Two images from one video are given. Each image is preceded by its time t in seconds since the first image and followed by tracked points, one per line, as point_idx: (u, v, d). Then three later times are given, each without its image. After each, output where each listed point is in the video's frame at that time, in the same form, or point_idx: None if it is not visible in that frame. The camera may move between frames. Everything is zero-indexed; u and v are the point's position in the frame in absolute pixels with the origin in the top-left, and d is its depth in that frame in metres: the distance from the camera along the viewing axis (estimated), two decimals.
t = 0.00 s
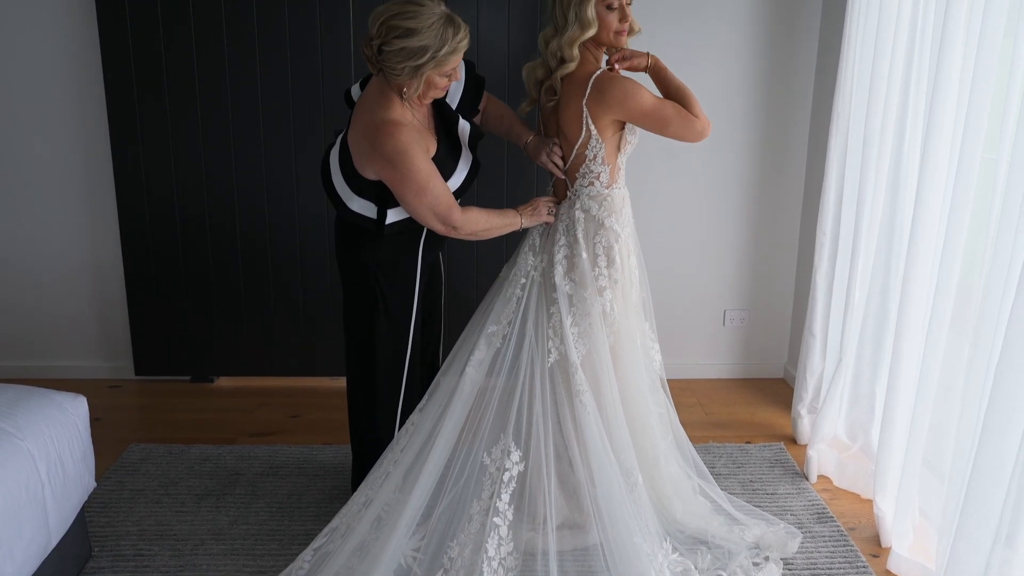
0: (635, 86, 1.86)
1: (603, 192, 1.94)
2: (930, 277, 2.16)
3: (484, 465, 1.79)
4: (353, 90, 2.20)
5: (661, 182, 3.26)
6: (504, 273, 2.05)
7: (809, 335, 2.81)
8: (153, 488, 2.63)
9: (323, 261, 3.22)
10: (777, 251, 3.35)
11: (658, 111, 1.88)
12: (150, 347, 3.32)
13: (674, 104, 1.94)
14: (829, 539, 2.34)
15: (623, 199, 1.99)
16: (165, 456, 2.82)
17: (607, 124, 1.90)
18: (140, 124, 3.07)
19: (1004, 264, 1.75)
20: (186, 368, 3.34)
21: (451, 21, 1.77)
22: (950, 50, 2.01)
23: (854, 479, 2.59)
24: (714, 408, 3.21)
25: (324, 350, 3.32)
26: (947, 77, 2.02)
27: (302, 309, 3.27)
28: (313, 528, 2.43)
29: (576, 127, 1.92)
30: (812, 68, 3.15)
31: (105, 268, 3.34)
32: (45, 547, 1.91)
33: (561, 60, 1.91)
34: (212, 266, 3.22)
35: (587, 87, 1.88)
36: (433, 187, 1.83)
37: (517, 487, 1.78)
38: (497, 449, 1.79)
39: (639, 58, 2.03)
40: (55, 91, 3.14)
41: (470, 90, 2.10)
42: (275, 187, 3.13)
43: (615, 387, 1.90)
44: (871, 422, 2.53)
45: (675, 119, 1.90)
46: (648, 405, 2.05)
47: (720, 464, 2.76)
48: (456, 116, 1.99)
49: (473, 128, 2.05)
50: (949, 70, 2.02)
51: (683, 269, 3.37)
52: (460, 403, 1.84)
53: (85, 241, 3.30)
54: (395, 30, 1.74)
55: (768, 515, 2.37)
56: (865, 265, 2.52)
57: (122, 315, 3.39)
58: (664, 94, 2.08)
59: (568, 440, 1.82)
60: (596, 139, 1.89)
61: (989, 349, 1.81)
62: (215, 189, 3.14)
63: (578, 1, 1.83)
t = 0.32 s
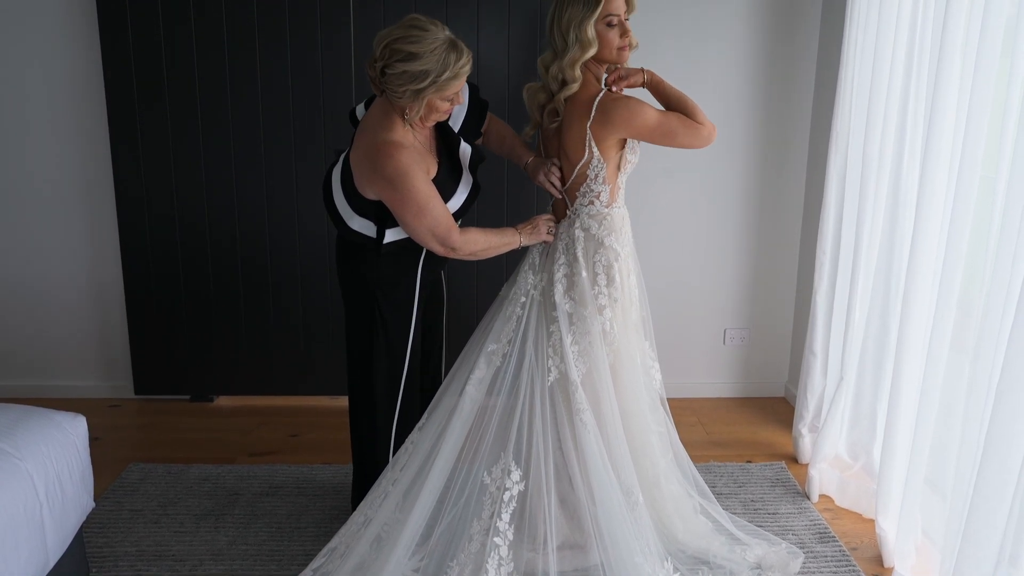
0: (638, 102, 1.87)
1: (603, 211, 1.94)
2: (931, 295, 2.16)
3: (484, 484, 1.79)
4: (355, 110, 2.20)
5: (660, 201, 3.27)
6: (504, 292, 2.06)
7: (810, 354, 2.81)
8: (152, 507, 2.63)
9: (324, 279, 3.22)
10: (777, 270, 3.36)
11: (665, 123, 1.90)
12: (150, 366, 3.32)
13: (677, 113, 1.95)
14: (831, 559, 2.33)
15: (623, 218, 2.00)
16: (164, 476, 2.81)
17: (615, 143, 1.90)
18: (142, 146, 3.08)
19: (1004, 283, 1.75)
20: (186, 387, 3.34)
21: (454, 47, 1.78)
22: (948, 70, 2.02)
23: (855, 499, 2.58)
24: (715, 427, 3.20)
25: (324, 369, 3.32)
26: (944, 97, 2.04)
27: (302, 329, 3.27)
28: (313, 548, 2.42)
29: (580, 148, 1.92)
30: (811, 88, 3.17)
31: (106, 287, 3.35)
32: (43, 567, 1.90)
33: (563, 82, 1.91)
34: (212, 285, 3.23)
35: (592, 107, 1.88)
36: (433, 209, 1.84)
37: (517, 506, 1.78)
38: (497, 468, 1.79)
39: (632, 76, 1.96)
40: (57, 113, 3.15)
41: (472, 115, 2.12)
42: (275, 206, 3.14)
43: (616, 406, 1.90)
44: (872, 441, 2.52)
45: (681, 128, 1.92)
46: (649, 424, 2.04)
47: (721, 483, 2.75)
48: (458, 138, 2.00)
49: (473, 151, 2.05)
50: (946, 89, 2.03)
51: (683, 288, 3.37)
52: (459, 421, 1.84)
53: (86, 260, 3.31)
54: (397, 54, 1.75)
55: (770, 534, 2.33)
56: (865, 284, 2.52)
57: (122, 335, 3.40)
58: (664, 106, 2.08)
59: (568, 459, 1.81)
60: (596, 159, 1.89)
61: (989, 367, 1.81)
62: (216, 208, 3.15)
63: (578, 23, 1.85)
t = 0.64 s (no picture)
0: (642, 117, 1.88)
1: (603, 228, 1.94)
2: (931, 312, 2.16)
3: (484, 502, 1.79)
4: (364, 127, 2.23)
5: (660, 218, 3.27)
6: (504, 309, 2.07)
7: (811, 371, 2.81)
8: (151, 525, 2.62)
9: (324, 297, 3.23)
10: (777, 287, 3.36)
11: (672, 136, 1.92)
12: (150, 383, 3.32)
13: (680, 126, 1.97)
14: None
15: (622, 236, 2.00)
16: (163, 494, 2.80)
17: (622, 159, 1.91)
18: (144, 164, 3.09)
19: (1004, 300, 1.75)
20: (186, 405, 3.34)
21: (456, 69, 1.79)
22: (946, 87, 2.03)
23: (857, 517, 2.57)
24: (715, 445, 3.19)
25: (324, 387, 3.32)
26: (942, 116, 2.05)
27: (302, 346, 3.27)
28: (311, 567, 2.40)
29: (586, 167, 1.91)
30: (810, 106, 3.19)
31: (106, 304, 3.35)
32: None
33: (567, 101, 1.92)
34: (212, 302, 3.23)
35: (600, 124, 1.88)
36: (435, 226, 1.84)
37: (517, 524, 1.77)
38: (497, 486, 1.79)
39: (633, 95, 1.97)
40: (59, 131, 3.17)
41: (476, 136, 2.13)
42: (276, 224, 3.15)
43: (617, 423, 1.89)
44: (874, 459, 2.51)
45: (687, 139, 1.94)
46: (649, 441, 2.03)
47: (722, 501, 2.74)
48: (461, 159, 2.02)
49: (476, 171, 2.06)
50: (945, 106, 2.04)
51: (683, 305, 3.37)
52: (459, 439, 1.85)
53: (86, 277, 3.31)
54: (399, 74, 1.76)
55: (772, 553, 2.30)
56: (866, 300, 2.52)
57: (122, 353, 3.39)
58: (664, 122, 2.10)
59: (569, 476, 1.81)
60: (601, 178, 1.90)
61: (991, 384, 1.81)
62: (216, 226, 3.15)
63: (580, 40, 1.86)
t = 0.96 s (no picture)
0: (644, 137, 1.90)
1: (604, 246, 1.94)
2: (932, 331, 2.16)
3: (484, 522, 1.79)
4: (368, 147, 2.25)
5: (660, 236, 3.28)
6: (505, 328, 2.07)
7: (812, 390, 2.82)
8: (149, 545, 2.60)
9: (324, 315, 3.23)
10: (778, 304, 3.36)
11: (674, 153, 1.93)
12: (150, 402, 3.31)
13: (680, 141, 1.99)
14: None
15: (622, 253, 2.00)
16: (162, 513, 2.79)
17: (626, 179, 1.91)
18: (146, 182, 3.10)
19: (1004, 321, 1.75)
20: (186, 424, 3.33)
21: (458, 90, 1.80)
22: (944, 107, 2.04)
23: (859, 537, 2.56)
24: (717, 463, 3.18)
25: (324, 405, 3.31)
26: (940, 135, 2.05)
27: (302, 364, 3.27)
28: None
29: (588, 187, 1.91)
30: (809, 125, 3.20)
31: (107, 323, 3.35)
32: None
33: (570, 121, 1.91)
34: (213, 321, 3.23)
35: (605, 143, 1.89)
36: (437, 244, 1.84)
37: (518, 544, 1.76)
38: (498, 506, 1.79)
39: (634, 113, 1.96)
40: (61, 150, 3.18)
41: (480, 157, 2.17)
42: (277, 242, 3.16)
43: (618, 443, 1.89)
44: (876, 478, 2.51)
45: (689, 157, 1.96)
46: (650, 460, 2.01)
47: (723, 521, 2.73)
48: (465, 179, 2.03)
49: (479, 192, 2.07)
50: (944, 126, 2.05)
51: (684, 324, 3.37)
52: (460, 459, 1.86)
53: (87, 296, 3.32)
54: (402, 95, 1.77)
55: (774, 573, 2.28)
56: (867, 318, 2.52)
57: (122, 371, 3.39)
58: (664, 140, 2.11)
59: (570, 496, 1.80)
60: (603, 198, 1.90)
61: (993, 405, 1.80)
62: (217, 244, 3.16)
63: (582, 60, 1.87)
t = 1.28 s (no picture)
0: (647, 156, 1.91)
1: (604, 265, 1.95)
2: (931, 351, 2.16)
3: (485, 541, 1.78)
4: (370, 165, 2.26)
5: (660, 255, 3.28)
6: (505, 346, 2.07)
7: (814, 409, 2.82)
8: (148, 565, 2.59)
9: (325, 333, 3.22)
10: (777, 323, 3.36)
11: (675, 172, 1.94)
12: (150, 420, 3.31)
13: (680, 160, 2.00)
14: None
15: (622, 272, 2.00)
16: (161, 533, 2.78)
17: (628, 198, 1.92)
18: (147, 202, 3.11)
19: (1004, 342, 1.75)
20: (186, 442, 3.32)
21: (459, 110, 1.81)
22: (943, 127, 2.05)
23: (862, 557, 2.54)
24: (718, 482, 3.17)
25: (324, 425, 3.30)
26: (939, 156, 2.06)
27: (302, 382, 3.26)
28: None
29: (590, 206, 1.92)
30: (808, 144, 3.21)
31: (107, 341, 3.35)
32: None
33: (572, 142, 1.92)
34: (213, 339, 3.23)
35: (607, 162, 1.90)
36: (437, 263, 1.84)
37: (518, 564, 1.75)
38: (499, 524, 1.78)
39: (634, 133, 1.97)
40: (63, 169, 3.19)
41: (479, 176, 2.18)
42: (277, 261, 3.16)
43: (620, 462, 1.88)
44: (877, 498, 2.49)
45: (690, 175, 1.97)
46: (651, 478, 1.99)
47: (725, 540, 2.71)
48: (465, 198, 2.03)
49: (480, 211, 2.08)
50: (942, 147, 2.06)
51: (684, 342, 3.36)
52: (460, 477, 1.86)
53: (87, 314, 3.32)
54: (403, 115, 1.78)
55: None
56: (867, 338, 2.52)
57: (122, 390, 3.38)
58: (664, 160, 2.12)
59: (570, 515, 1.79)
60: (605, 216, 1.91)
61: (994, 426, 1.80)
62: (217, 262, 3.16)
63: (583, 80, 1.88)
